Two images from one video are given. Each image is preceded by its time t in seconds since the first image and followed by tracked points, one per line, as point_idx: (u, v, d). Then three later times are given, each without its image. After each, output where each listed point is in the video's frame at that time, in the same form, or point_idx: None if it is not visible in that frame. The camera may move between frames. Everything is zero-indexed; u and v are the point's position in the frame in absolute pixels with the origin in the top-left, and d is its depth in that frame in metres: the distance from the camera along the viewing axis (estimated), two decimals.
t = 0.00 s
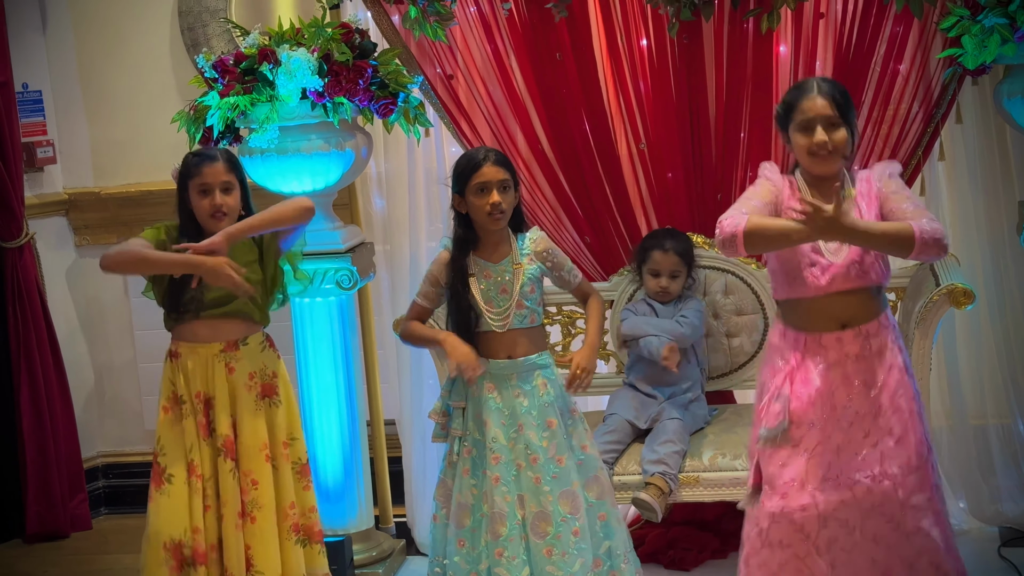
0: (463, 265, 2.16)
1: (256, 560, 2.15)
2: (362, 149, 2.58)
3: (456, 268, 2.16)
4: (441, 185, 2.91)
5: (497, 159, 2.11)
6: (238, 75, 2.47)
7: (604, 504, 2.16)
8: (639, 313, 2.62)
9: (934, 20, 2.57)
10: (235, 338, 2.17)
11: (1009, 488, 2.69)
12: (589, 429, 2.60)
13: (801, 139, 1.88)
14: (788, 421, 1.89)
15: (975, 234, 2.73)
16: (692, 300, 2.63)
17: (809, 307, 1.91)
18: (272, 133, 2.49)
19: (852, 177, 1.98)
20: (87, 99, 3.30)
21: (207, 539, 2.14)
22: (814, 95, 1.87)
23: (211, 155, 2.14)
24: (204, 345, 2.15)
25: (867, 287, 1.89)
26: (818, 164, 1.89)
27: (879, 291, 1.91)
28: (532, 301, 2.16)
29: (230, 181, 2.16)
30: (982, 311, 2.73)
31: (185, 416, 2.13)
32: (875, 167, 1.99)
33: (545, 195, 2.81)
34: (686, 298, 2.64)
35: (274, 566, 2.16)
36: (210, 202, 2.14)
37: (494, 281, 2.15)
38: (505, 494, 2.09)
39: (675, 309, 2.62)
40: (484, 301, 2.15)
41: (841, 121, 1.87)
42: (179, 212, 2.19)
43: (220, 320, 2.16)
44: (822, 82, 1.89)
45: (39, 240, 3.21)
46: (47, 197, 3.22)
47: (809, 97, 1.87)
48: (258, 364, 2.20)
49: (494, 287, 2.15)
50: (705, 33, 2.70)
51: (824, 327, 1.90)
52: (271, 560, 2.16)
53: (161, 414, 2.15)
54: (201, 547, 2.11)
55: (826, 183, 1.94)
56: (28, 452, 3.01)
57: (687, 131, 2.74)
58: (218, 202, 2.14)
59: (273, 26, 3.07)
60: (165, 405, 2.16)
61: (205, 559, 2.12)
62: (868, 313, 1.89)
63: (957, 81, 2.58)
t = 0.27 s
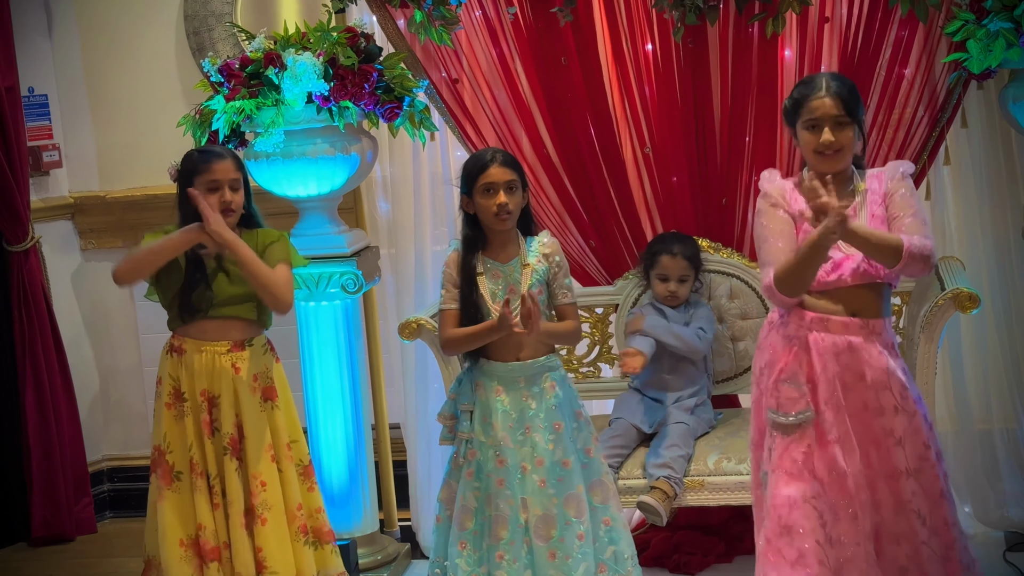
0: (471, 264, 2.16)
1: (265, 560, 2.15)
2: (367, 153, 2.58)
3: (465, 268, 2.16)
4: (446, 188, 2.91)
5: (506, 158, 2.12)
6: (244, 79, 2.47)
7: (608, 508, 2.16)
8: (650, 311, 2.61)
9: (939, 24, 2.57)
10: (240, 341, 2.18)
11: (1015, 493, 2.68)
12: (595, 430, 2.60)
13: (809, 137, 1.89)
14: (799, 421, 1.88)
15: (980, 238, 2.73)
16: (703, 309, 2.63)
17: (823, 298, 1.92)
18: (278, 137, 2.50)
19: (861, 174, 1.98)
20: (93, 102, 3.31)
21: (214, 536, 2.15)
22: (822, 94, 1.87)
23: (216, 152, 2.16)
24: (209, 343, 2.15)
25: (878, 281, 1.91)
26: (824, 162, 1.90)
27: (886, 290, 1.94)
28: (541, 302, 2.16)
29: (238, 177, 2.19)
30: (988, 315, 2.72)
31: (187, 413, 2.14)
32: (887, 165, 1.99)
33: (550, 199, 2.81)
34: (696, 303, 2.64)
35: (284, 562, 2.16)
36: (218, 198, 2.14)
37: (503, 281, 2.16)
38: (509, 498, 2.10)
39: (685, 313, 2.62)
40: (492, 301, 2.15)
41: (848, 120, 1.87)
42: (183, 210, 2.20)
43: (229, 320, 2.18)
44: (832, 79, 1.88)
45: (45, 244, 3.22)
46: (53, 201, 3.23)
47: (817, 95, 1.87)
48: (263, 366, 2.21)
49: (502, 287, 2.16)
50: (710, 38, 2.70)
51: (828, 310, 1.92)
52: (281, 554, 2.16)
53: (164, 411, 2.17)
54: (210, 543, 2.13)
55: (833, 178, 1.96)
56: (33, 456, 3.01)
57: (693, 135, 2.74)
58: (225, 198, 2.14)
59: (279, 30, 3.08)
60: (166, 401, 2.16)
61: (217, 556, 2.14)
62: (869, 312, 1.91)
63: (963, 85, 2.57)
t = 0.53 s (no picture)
0: (475, 269, 2.16)
1: (277, 565, 2.17)
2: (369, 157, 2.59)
3: (467, 274, 2.16)
4: (449, 193, 2.92)
5: (508, 164, 2.12)
6: (247, 84, 2.49)
7: (613, 512, 2.16)
8: (651, 318, 2.65)
9: (941, 30, 2.56)
10: (241, 346, 2.18)
11: (1017, 498, 2.68)
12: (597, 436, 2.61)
13: (810, 136, 1.91)
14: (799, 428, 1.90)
15: (982, 243, 2.73)
16: (712, 321, 2.66)
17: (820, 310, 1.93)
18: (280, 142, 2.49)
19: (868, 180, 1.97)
20: (95, 107, 3.31)
21: (216, 544, 2.15)
22: (823, 93, 1.90)
23: (224, 161, 2.18)
24: (210, 352, 2.16)
25: (872, 296, 1.90)
26: (826, 162, 1.90)
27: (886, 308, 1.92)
28: (543, 306, 2.16)
29: (245, 188, 2.20)
30: (990, 320, 2.72)
31: (190, 423, 2.15)
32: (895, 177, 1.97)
33: (552, 204, 2.81)
34: (701, 313, 2.67)
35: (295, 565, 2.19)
36: (229, 206, 2.16)
37: (505, 286, 2.16)
38: (515, 503, 2.09)
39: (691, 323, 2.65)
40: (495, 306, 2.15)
41: (849, 119, 1.89)
42: (185, 217, 2.20)
43: (229, 332, 2.18)
44: (833, 83, 1.92)
45: (48, 248, 3.22)
46: (55, 205, 3.23)
47: (818, 95, 1.91)
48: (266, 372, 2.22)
49: (505, 292, 2.16)
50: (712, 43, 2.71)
51: (822, 321, 1.93)
52: (291, 558, 2.19)
53: (167, 422, 2.17)
54: (209, 558, 2.14)
55: (837, 185, 1.95)
56: (35, 460, 3.02)
57: (694, 140, 2.74)
58: (236, 205, 2.16)
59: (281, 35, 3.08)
60: (170, 412, 2.17)
61: (216, 566, 2.15)
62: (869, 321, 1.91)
63: (965, 91, 2.57)
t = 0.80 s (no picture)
0: (481, 273, 2.16)
1: (287, 565, 2.18)
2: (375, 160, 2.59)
3: (474, 277, 2.16)
4: (454, 196, 2.92)
5: (518, 166, 2.12)
6: (252, 87, 2.48)
7: (618, 516, 2.16)
8: (652, 322, 2.66)
9: (946, 34, 2.57)
10: (251, 347, 2.19)
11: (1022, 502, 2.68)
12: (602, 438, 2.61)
13: (811, 136, 1.91)
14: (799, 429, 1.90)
15: (988, 247, 2.73)
16: (718, 326, 2.66)
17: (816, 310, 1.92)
18: (286, 145, 2.51)
19: (869, 177, 1.97)
20: (101, 111, 3.32)
21: (220, 546, 2.14)
22: (824, 93, 1.90)
23: (227, 161, 2.18)
24: (222, 352, 2.16)
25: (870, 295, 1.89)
26: (827, 162, 1.90)
27: (884, 304, 1.91)
28: (550, 310, 2.16)
29: (248, 186, 2.21)
30: (995, 324, 2.72)
31: (198, 422, 2.15)
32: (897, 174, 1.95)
33: (557, 207, 2.82)
34: (706, 318, 2.67)
35: (303, 566, 2.19)
36: (234, 205, 2.17)
37: (512, 288, 2.16)
38: (518, 506, 2.10)
39: (695, 327, 2.65)
40: (501, 308, 2.15)
41: (849, 119, 1.90)
42: (190, 219, 2.20)
43: (239, 328, 2.19)
44: (835, 82, 1.92)
45: (53, 251, 3.23)
46: (61, 208, 3.24)
47: (820, 95, 1.91)
48: (274, 372, 2.22)
49: (512, 295, 2.16)
50: (717, 46, 2.71)
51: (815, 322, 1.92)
52: (301, 558, 2.19)
53: (174, 422, 2.17)
54: (210, 559, 2.13)
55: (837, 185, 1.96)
56: (41, 462, 3.02)
57: (699, 143, 2.74)
58: (241, 204, 2.17)
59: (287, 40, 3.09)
60: (178, 412, 2.17)
61: (217, 567, 2.14)
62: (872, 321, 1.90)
63: (970, 94, 2.58)
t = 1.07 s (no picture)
0: (486, 278, 2.16)
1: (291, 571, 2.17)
2: (382, 166, 2.59)
3: (479, 283, 2.16)
4: (461, 203, 2.92)
5: (525, 173, 2.12)
6: (259, 93, 2.50)
7: (623, 521, 2.15)
8: (656, 330, 2.67)
9: (954, 40, 2.56)
10: (262, 352, 2.19)
11: None
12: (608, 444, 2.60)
13: (809, 147, 1.90)
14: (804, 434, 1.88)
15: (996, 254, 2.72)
16: (723, 331, 2.65)
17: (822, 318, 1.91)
18: (292, 150, 2.50)
19: (862, 183, 1.98)
20: (108, 116, 3.32)
21: (229, 551, 2.15)
22: (824, 105, 1.87)
23: (237, 171, 2.17)
24: (233, 357, 2.16)
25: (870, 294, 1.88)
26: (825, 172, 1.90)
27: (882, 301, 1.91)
28: (554, 315, 2.16)
29: (260, 197, 2.21)
30: (1003, 331, 2.72)
31: (208, 427, 2.16)
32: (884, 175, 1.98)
33: (563, 213, 2.81)
34: (715, 325, 2.66)
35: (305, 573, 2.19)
36: (244, 216, 2.17)
37: (516, 294, 2.15)
38: (527, 511, 2.09)
39: (701, 333, 2.65)
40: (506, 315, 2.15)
41: (849, 131, 1.88)
42: (202, 229, 2.21)
43: (251, 333, 2.19)
44: (833, 90, 1.89)
45: (60, 256, 3.23)
46: (68, 213, 3.24)
47: (819, 106, 1.88)
48: (284, 378, 2.22)
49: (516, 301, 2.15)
50: (724, 52, 2.70)
51: (832, 335, 1.90)
52: (303, 564, 2.19)
53: (184, 429, 2.18)
54: (214, 564, 2.14)
55: (832, 190, 1.96)
56: (47, 467, 3.02)
57: (706, 149, 2.74)
58: (252, 214, 2.17)
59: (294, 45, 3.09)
60: (188, 418, 2.18)
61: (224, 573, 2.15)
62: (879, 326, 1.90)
63: (978, 101, 2.56)
